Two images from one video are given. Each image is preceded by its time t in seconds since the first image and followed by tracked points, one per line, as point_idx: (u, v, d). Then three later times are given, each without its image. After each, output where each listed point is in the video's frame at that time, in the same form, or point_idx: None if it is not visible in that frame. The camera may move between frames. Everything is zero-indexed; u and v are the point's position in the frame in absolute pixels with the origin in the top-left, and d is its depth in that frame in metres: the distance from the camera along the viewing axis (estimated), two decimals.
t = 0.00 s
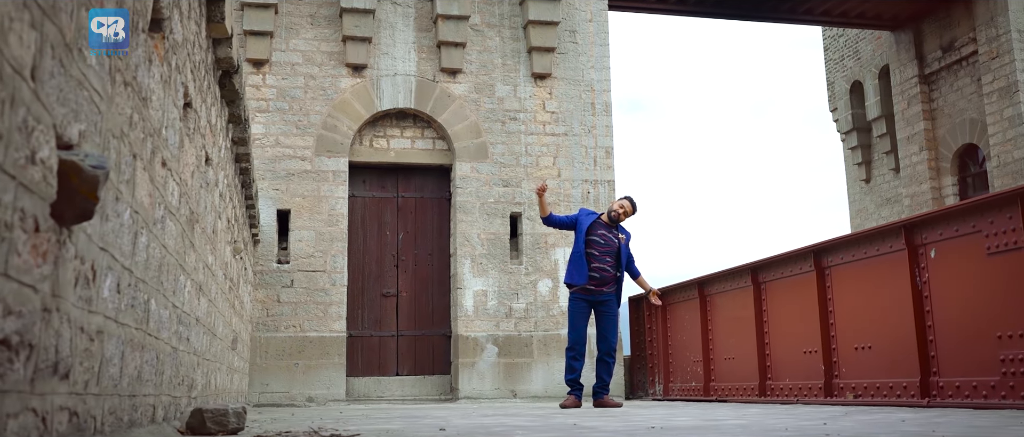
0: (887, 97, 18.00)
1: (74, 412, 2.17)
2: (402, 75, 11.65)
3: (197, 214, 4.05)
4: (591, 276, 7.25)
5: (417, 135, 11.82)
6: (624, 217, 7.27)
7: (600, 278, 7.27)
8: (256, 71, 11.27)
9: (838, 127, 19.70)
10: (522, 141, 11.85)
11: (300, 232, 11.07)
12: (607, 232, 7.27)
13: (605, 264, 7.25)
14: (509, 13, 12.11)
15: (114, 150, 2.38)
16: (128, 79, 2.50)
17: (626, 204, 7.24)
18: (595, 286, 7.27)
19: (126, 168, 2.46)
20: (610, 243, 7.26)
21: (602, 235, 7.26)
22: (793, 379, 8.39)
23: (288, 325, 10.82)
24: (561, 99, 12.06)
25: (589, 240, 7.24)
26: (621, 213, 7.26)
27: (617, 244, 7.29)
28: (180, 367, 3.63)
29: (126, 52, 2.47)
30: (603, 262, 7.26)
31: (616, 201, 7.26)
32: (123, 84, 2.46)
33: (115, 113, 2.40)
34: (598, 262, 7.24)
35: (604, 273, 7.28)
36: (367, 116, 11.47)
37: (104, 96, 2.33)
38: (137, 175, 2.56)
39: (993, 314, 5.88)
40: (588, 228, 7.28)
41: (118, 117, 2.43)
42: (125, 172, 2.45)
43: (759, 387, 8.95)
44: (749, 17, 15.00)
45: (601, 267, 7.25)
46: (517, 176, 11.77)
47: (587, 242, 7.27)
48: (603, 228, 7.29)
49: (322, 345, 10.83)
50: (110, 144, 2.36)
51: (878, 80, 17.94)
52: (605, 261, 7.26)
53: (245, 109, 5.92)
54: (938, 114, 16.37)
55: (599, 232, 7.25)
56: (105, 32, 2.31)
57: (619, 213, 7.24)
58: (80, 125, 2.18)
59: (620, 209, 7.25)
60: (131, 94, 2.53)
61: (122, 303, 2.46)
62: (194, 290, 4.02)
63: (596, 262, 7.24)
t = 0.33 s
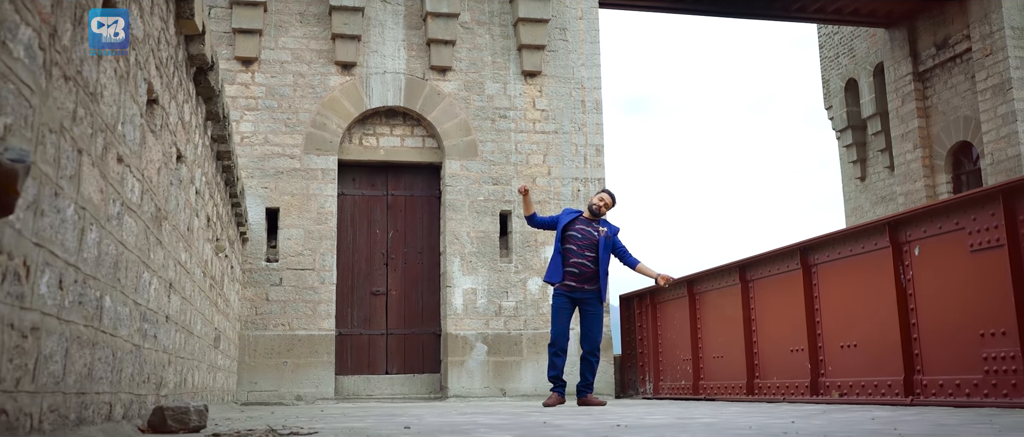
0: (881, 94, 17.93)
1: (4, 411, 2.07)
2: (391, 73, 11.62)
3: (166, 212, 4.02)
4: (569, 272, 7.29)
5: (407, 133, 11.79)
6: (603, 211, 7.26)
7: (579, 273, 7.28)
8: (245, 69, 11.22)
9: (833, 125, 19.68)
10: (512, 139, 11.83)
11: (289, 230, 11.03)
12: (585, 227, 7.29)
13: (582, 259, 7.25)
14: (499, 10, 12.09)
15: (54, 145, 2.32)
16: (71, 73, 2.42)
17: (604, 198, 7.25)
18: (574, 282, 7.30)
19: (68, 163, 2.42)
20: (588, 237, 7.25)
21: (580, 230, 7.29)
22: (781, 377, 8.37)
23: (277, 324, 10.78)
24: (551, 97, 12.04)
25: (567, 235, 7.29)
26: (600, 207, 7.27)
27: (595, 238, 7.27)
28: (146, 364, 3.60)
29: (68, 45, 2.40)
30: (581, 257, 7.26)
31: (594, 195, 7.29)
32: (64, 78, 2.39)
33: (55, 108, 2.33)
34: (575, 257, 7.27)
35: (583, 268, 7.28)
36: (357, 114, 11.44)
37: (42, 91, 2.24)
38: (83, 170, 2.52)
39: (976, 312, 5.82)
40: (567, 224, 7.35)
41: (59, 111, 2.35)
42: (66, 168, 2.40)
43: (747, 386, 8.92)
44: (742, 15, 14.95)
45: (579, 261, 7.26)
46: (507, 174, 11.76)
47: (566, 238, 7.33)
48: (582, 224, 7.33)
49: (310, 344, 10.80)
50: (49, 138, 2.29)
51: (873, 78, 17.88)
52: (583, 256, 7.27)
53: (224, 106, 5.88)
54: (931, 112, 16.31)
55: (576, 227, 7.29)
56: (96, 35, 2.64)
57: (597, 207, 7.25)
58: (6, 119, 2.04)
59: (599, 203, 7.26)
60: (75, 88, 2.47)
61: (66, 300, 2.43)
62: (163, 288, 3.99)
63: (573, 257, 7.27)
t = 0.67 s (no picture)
0: (883, 93, 17.84)
1: None
2: (386, 71, 11.60)
3: (140, 209, 3.99)
4: (556, 271, 7.33)
5: (403, 131, 11.77)
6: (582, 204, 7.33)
7: (566, 272, 7.30)
8: (240, 66, 11.21)
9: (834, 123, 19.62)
10: (507, 137, 11.81)
11: (284, 228, 11.02)
12: (568, 225, 7.36)
13: (566, 257, 7.27)
14: (495, 8, 12.06)
15: None
16: (18, 68, 2.37)
17: (581, 192, 7.34)
18: (562, 281, 7.31)
19: (16, 157, 2.38)
20: (570, 234, 7.29)
21: (564, 228, 7.37)
22: (773, 377, 8.32)
23: (271, 321, 10.77)
24: (547, 95, 12.02)
25: (553, 236, 7.39)
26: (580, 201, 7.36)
27: (578, 233, 7.28)
28: (116, 361, 3.57)
29: (15, 40, 2.35)
30: (565, 255, 7.28)
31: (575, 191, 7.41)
32: (11, 73, 2.33)
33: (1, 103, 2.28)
34: (560, 256, 7.31)
35: (569, 266, 7.29)
36: (352, 111, 11.42)
37: None
38: (35, 165, 2.49)
39: (965, 312, 5.77)
40: (555, 226, 7.47)
41: (5, 106, 2.31)
42: (14, 163, 2.37)
43: (740, 385, 8.88)
44: (741, 12, 14.88)
45: (564, 260, 7.29)
46: (502, 171, 11.73)
47: (553, 239, 7.41)
48: (567, 223, 7.40)
49: (305, 341, 10.79)
50: None
51: (874, 76, 17.81)
52: (568, 254, 7.29)
53: (209, 103, 5.86)
54: (932, 110, 16.23)
55: (560, 227, 7.37)
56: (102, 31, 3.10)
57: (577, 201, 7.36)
58: None
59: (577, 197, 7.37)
60: (24, 83, 2.42)
61: (15, 297, 2.39)
62: (137, 284, 3.97)
63: (558, 256, 7.32)
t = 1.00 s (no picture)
0: (893, 95, 17.71)
1: None
2: (391, 74, 11.60)
3: (126, 213, 3.98)
4: (559, 275, 7.28)
5: (407, 134, 11.76)
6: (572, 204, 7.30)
7: (567, 275, 7.24)
8: (245, 70, 11.23)
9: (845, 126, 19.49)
10: (512, 140, 11.78)
11: (288, 232, 11.03)
12: (565, 228, 7.32)
13: (566, 260, 7.22)
14: (500, 11, 12.05)
15: None
16: None
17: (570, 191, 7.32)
18: (564, 284, 7.25)
19: None
20: (567, 237, 7.25)
21: (562, 232, 7.34)
22: (776, 381, 8.25)
23: (275, 325, 10.78)
24: (552, 98, 11.98)
25: (553, 241, 7.37)
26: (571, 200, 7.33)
27: (573, 234, 7.23)
28: (98, 365, 3.56)
29: None
30: (564, 258, 7.23)
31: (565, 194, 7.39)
32: None
33: None
34: (560, 260, 7.27)
35: (570, 269, 7.22)
36: (356, 115, 11.42)
37: None
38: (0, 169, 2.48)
39: (965, 317, 5.70)
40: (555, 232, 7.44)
41: None
42: None
43: (743, 389, 8.82)
44: (749, 14, 14.79)
45: (564, 263, 7.24)
46: (507, 175, 11.70)
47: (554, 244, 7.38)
48: (566, 226, 7.35)
49: (308, 345, 10.79)
50: None
51: (884, 78, 17.69)
52: (567, 257, 7.23)
53: (203, 107, 5.86)
54: (942, 112, 16.09)
55: (560, 231, 7.34)
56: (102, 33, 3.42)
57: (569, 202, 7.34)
58: None
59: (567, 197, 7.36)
60: None
61: None
62: (123, 289, 3.97)
63: (558, 260, 7.28)
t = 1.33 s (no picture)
0: (905, 94, 17.56)
1: None
2: (396, 75, 11.60)
3: (111, 214, 4.00)
4: (560, 279, 7.15)
5: (412, 135, 11.77)
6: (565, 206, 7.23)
7: (569, 278, 7.12)
8: (250, 72, 11.28)
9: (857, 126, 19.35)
10: (517, 141, 11.76)
11: (293, 233, 11.06)
12: (563, 231, 7.21)
13: (568, 263, 7.10)
14: (505, 11, 12.03)
15: None
16: None
17: (562, 194, 7.24)
18: (567, 287, 7.12)
19: None
20: (568, 240, 7.13)
21: (560, 235, 7.22)
22: (778, 382, 8.20)
23: (280, 326, 10.81)
24: (557, 98, 11.95)
25: (551, 245, 7.24)
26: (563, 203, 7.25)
27: (574, 237, 7.13)
28: (79, 367, 3.56)
29: None
30: (566, 262, 7.11)
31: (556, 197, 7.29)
32: None
33: None
34: (561, 263, 7.14)
35: (572, 272, 7.11)
36: (361, 116, 11.43)
37: None
38: None
39: (963, 318, 5.65)
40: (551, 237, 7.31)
41: None
42: None
43: (746, 391, 8.76)
44: (758, 14, 14.70)
45: (566, 266, 7.12)
46: (512, 176, 11.68)
47: (552, 249, 7.24)
48: (563, 229, 7.24)
49: (313, 346, 10.82)
50: None
51: (896, 77, 17.55)
52: (570, 260, 7.11)
53: (198, 109, 5.88)
54: (954, 111, 15.95)
55: (558, 235, 7.21)
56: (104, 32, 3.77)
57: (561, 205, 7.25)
58: None
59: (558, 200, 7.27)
60: None
61: None
62: (107, 290, 3.98)
63: (560, 264, 7.14)
